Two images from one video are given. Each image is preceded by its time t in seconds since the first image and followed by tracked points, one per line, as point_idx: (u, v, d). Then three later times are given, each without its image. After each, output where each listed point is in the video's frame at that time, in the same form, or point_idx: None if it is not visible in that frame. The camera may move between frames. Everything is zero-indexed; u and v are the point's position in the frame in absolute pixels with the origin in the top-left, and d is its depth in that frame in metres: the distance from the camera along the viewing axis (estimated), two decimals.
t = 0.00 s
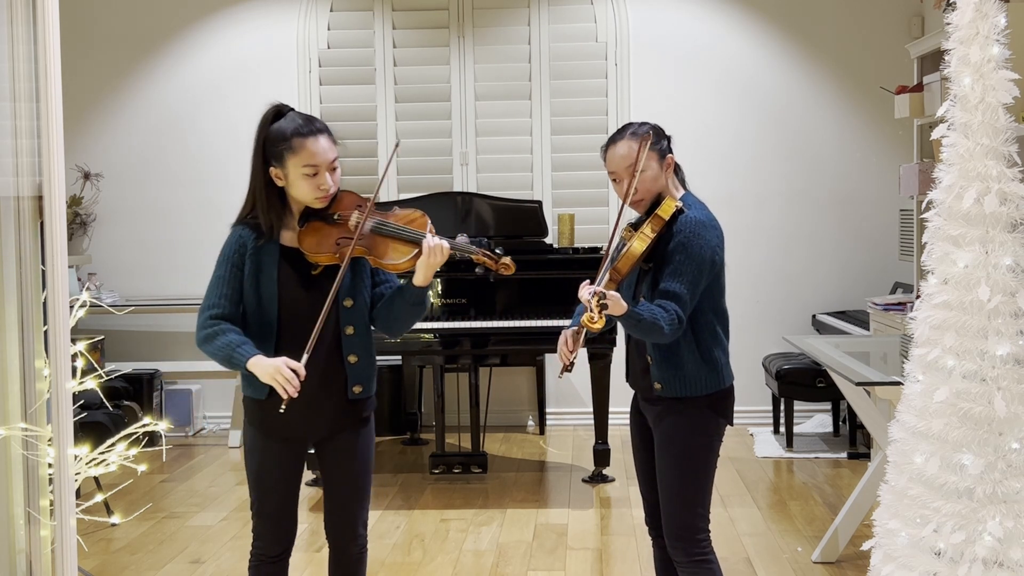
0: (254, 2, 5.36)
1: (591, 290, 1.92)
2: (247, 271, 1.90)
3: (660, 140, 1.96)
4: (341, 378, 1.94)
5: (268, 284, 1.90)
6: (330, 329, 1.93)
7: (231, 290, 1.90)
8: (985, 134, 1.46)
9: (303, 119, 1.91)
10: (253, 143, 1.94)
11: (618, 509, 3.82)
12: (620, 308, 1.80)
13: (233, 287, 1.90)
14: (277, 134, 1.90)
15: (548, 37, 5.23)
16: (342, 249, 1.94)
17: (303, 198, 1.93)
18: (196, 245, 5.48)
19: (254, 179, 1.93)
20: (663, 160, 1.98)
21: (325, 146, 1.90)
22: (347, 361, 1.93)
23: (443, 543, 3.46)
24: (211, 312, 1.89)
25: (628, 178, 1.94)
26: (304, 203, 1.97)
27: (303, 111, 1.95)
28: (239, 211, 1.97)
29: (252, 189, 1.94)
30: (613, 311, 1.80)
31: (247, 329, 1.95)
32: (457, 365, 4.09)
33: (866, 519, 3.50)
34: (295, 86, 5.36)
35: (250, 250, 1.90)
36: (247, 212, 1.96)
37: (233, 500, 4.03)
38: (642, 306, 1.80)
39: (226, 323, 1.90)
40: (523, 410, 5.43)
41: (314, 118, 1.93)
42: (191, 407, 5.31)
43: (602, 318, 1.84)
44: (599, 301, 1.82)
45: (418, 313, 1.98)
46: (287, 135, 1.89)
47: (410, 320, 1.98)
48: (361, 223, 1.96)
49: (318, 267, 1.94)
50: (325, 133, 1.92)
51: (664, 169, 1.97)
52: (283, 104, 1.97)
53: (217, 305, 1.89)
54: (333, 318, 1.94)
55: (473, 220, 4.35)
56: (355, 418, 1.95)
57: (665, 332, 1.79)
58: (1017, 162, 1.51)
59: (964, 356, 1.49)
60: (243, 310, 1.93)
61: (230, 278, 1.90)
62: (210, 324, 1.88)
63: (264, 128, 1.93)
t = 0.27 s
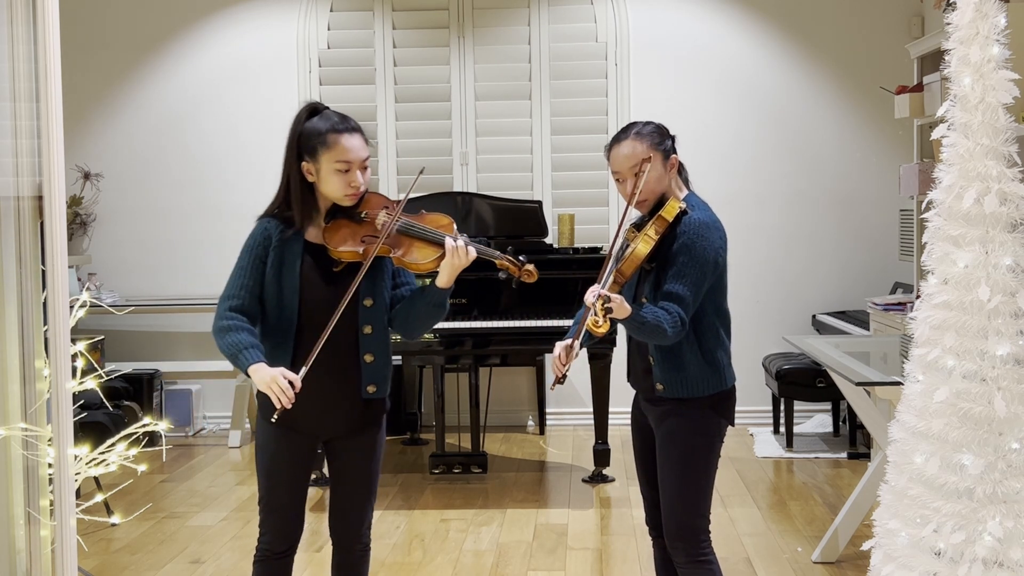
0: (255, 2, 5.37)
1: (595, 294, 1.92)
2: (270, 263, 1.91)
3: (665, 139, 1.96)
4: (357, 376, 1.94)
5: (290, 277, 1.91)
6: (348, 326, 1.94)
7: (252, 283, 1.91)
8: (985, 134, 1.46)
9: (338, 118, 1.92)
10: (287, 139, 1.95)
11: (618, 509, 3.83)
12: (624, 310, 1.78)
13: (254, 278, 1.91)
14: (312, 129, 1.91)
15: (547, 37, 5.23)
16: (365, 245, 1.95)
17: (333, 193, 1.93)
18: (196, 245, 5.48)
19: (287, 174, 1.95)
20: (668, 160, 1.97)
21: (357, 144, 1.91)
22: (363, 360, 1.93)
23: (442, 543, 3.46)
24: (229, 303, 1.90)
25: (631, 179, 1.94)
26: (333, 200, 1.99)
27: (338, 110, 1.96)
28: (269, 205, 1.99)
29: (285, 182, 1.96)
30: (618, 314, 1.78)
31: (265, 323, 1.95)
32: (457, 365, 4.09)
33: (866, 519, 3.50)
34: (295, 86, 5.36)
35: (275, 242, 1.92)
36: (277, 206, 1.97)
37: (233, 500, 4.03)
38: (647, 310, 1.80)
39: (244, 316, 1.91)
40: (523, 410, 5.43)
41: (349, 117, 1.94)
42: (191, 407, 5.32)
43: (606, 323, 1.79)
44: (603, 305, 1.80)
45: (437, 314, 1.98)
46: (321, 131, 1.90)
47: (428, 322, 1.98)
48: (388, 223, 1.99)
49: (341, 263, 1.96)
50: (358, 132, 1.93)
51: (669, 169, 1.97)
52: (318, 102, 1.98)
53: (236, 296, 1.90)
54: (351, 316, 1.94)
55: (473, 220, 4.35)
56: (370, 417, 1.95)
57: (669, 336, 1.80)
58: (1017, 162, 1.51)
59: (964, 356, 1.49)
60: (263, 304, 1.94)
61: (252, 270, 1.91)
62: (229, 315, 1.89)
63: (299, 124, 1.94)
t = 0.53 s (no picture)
0: (255, 2, 5.37)
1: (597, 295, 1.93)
2: (287, 262, 1.92)
3: (669, 138, 1.95)
4: (373, 376, 1.94)
5: (306, 276, 1.91)
6: (364, 325, 1.94)
7: (268, 282, 1.91)
8: (985, 134, 1.46)
9: (355, 119, 1.94)
10: (304, 140, 1.96)
11: (618, 509, 3.82)
12: (624, 313, 1.78)
13: (269, 277, 1.91)
14: (329, 129, 1.92)
15: (547, 37, 5.23)
16: (382, 245, 1.96)
17: (349, 193, 1.94)
18: (196, 245, 5.48)
19: (304, 174, 1.96)
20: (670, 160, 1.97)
21: (373, 145, 1.92)
22: (378, 360, 1.94)
23: (442, 543, 3.46)
24: (244, 302, 1.89)
25: (635, 179, 1.94)
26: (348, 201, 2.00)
27: (354, 112, 1.98)
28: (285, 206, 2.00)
29: (303, 183, 1.97)
30: (617, 316, 1.79)
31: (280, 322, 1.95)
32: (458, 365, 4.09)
33: (866, 520, 3.50)
34: (295, 86, 5.36)
35: (291, 240, 1.92)
36: (293, 206, 1.98)
37: (233, 500, 4.03)
38: (647, 311, 1.80)
39: (258, 315, 1.90)
40: (523, 410, 5.43)
41: (365, 119, 1.96)
42: (191, 407, 5.31)
43: (604, 326, 1.82)
44: (603, 307, 1.80)
45: (452, 313, 1.99)
46: (338, 132, 1.91)
47: (445, 321, 1.99)
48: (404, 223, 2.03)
49: (356, 263, 1.96)
50: (375, 133, 1.94)
51: (672, 169, 1.97)
52: (335, 105, 2.00)
53: (251, 296, 1.90)
54: (367, 315, 1.95)
55: (473, 220, 4.35)
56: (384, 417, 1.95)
57: (668, 337, 1.80)
58: (1017, 162, 1.51)
59: (964, 356, 1.49)
60: (278, 303, 1.94)
61: (268, 268, 1.91)
62: (243, 314, 1.88)
63: (316, 125, 1.96)
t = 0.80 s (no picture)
0: (254, 2, 5.37)
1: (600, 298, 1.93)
2: (293, 262, 1.92)
3: (671, 139, 1.96)
4: (379, 376, 1.94)
5: (313, 276, 1.91)
6: (371, 325, 1.94)
7: (274, 282, 1.91)
8: (985, 134, 1.46)
9: (363, 120, 1.95)
10: (312, 140, 1.97)
11: (618, 509, 3.82)
12: (630, 316, 1.78)
13: (276, 278, 1.92)
14: (338, 130, 1.93)
15: (548, 37, 5.23)
16: (390, 244, 1.97)
17: (357, 194, 1.95)
18: (197, 245, 5.48)
19: (311, 174, 1.96)
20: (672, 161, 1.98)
21: (381, 145, 1.93)
22: (385, 360, 1.93)
23: (442, 543, 3.46)
24: (250, 303, 1.90)
25: (635, 180, 1.95)
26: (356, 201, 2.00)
27: (363, 113, 1.99)
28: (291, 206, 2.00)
29: (310, 183, 1.97)
30: (624, 320, 1.79)
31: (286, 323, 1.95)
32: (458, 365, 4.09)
33: (866, 520, 3.50)
34: (295, 86, 5.36)
35: (298, 240, 1.92)
36: (301, 206, 1.99)
37: (233, 500, 4.03)
38: (652, 314, 1.80)
39: (264, 316, 1.91)
40: (523, 410, 5.43)
41: (374, 120, 1.97)
42: (191, 407, 5.31)
43: (613, 329, 1.78)
44: (609, 310, 1.80)
45: (460, 313, 2.00)
46: (346, 132, 1.92)
47: (453, 320, 2.00)
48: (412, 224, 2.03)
49: (363, 263, 1.97)
50: (382, 134, 1.95)
51: (672, 170, 1.97)
52: (344, 106, 2.01)
53: (256, 297, 1.90)
54: (374, 316, 1.94)
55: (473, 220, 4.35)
56: (389, 416, 1.95)
57: (671, 339, 1.80)
58: (1017, 162, 1.51)
59: (964, 356, 1.49)
60: (284, 304, 1.95)
61: (274, 269, 1.91)
62: (249, 314, 1.89)
63: (325, 126, 1.97)
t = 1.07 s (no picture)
0: (255, 2, 5.37)
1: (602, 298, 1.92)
2: (295, 262, 1.92)
3: (669, 139, 1.95)
4: (382, 376, 1.94)
5: (315, 275, 1.91)
6: (373, 326, 1.94)
7: (277, 282, 1.92)
8: (985, 134, 1.46)
9: (364, 121, 1.96)
10: (314, 141, 1.97)
11: (618, 509, 3.82)
12: (632, 315, 1.78)
13: (279, 279, 1.92)
14: (340, 131, 1.93)
15: (548, 37, 5.23)
16: (391, 245, 1.97)
17: (358, 194, 1.95)
18: (197, 245, 5.48)
19: (313, 175, 1.97)
20: (671, 161, 1.97)
21: (382, 146, 1.93)
22: (388, 360, 1.93)
23: (442, 543, 3.46)
24: (254, 304, 1.91)
25: (635, 182, 1.95)
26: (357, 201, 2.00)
27: (364, 114, 1.99)
28: (295, 207, 2.00)
29: (312, 184, 1.98)
30: (626, 319, 1.78)
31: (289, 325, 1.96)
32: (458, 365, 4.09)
33: (866, 519, 3.51)
34: (295, 86, 5.36)
35: (301, 241, 1.93)
36: (303, 207, 1.99)
37: (233, 500, 4.03)
38: (655, 313, 1.80)
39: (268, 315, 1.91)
40: (523, 410, 5.43)
41: (376, 120, 1.97)
42: (191, 407, 5.31)
43: (615, 329, 1.79)
44: (612, 309, 1.80)
45: (462, 313, 1.99)
46: (348, 133, 1.92)
47: (453, 320, 1.99)
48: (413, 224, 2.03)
49: (365, 264, 1.97)
50: (383, 135, 1.95)
51: (673, 170, 1.97)
52: (345, 106, 2.01)
53: (260, 297, 1.91)
54: (376, 316, 1.94)
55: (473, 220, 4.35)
56: (392, 417, 1.95)
57: (674, 338, 1.80)
58: (1017, 162, 1.51)
59: (964, 356, 1.49)
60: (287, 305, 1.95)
61: (277, 269, 1.92)
62: (253, 314, 1.89)
63: (326, 126, 1.97)
